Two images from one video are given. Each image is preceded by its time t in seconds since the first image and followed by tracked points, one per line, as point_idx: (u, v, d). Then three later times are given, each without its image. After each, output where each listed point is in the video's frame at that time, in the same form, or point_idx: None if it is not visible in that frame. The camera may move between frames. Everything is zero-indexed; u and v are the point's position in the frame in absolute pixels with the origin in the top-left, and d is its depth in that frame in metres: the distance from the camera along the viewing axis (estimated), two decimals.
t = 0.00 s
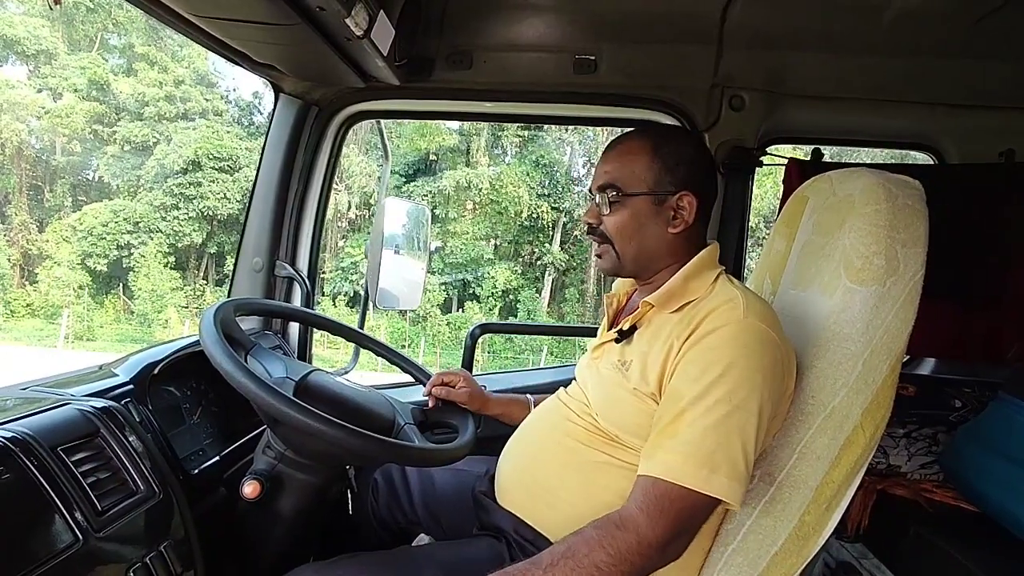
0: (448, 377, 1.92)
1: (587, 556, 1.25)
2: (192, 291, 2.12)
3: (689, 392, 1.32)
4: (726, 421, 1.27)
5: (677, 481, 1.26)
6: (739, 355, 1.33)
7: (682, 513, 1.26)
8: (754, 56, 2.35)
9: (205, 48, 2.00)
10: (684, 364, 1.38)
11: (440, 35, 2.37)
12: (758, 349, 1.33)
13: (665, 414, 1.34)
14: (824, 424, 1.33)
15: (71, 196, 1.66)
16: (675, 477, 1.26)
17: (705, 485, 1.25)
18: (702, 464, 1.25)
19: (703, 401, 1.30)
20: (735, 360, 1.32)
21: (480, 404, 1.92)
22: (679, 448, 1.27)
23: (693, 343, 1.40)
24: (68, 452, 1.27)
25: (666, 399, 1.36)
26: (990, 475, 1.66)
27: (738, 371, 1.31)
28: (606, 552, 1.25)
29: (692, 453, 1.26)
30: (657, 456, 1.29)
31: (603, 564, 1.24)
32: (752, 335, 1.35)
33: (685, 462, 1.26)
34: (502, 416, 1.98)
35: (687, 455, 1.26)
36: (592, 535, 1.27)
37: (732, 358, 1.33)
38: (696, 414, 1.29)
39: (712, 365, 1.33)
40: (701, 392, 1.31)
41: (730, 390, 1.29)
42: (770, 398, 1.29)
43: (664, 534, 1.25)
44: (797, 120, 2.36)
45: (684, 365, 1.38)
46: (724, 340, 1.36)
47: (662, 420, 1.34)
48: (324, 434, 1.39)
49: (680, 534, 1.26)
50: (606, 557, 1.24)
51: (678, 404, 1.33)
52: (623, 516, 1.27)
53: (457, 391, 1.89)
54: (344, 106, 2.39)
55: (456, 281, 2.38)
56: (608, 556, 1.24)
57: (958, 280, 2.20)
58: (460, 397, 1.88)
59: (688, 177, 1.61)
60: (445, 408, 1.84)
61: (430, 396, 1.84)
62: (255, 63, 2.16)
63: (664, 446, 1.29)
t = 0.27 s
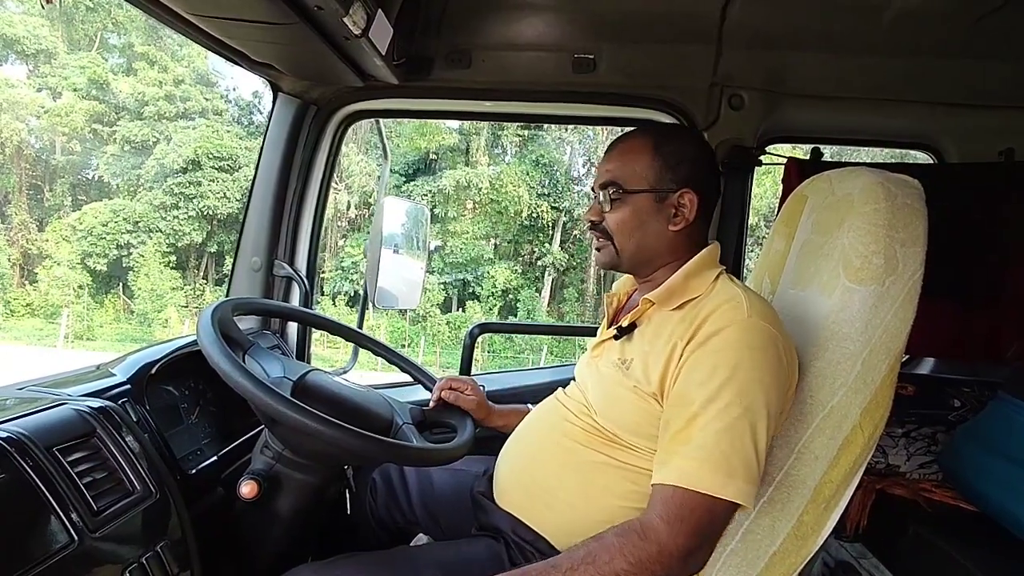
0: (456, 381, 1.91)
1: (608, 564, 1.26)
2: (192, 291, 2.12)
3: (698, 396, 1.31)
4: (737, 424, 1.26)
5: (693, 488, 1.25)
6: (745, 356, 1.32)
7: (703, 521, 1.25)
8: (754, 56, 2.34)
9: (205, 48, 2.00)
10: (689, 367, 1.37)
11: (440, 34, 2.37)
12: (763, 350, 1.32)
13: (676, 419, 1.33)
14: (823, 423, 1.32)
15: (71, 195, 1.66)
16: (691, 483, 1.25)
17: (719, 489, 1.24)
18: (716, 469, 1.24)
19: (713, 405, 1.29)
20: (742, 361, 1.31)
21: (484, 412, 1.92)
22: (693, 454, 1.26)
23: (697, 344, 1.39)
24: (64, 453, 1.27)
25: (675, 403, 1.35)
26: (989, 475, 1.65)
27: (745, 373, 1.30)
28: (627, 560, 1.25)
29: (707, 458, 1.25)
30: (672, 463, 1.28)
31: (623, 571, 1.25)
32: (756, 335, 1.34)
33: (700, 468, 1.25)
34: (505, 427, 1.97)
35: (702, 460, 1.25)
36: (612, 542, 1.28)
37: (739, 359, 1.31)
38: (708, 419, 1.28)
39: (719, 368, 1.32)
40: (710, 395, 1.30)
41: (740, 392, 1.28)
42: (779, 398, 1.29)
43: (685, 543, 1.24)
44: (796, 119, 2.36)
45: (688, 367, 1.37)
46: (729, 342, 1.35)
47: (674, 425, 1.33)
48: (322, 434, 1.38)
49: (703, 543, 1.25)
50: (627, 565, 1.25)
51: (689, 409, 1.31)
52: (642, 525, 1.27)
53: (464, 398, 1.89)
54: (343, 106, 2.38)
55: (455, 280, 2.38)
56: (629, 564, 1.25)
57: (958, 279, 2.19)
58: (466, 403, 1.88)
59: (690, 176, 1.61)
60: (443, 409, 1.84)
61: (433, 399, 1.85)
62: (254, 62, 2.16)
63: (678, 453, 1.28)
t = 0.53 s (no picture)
0: (455, 381, 1.91)
1: (666, 555, 1.22)
2: (191, 290, 2.12)
3: (722, 407, 1.29)
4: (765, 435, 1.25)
5: (734, 500, 1.23)
6: (761, 361, 1.30)
7: (752, 532, 1.23)
8: (753, 55, 2.34)
9: (204, 47, 1.99)
10: (704, 376, 1.34)
11: (439, 34, 2.37)
12: (775, 355, 1.30)
13: (699, 430, 1.31)
14: (823, 422, 1.32)
15: (70, 195, 1.66)
16: (736, 497, 1.23)
17: (754, 498, 1.23)
18: (750, 480, 1.23)
19: (738, 417, 1.27)
20: (758, 366, 1.30)
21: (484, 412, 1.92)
22: (729, 466, 1.25)
23: (706, 350, 1.37)
24: (63, 452, 1.27)
25: (696, 414, 1.32)
26: (990, 475, 1.65)
27: (764, 380, 1.28)
28: (687, 556, 1.22)
29: (742, 473, 1.23)
30: (710, 480, 1.26)
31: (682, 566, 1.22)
32: (766, 339, 1.32)
33: (736, 481, 1.23)
34: (504, 427, 1.97)
35: (740, 474, 1.23)
36: (673, 533, 1.24)
37: (756, 366, 1.30)
38: (736, 431, 1.26)
39: (738, 376, 1.30)
40: (735, 405, 1.28)
41: (763, 400, 1.27)
42: (797, 401, 1.29)
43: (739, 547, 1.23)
44: (796, 118, 2.36)
45: (703, 376, 1.34)
46: (743, 349, 1.32)
47: (701, 440, 1.30)
48: (322, 433, 1.39)
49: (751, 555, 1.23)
50: (687, 560, 1.22)
51: (715, 421, 1.29)
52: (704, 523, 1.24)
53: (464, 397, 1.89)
54: (342, 105, 2.38)
55: (455, 280, 2.38)
56: (686, 558, 1.22)
57: (957, 278, 2.20)
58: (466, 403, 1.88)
59: (700, 175, 1.61)
60: (442, 408, 1.84)
61: (433, 398, 1.85)
62: (253, 61, 2.16)
63: (713, 468, 1.26)
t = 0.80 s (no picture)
0: (455, 380, 1.92)
1: (705, 535, 1.21)
2: (191, 289, 2.12)
3: (733, 408, 1.27)
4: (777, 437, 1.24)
5: (750, 502, 1.22)
6: (767, 360, 1.29)
7: (775, 529, 1.23)
8: (752, 54, 2.34)
9: (202, 46, 1.99)
10: (714, 376, 1.32)
11: (437, 33, 2.37)
12: (779, 355, 1.30)
13: (711, 431, 1.29)
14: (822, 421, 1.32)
15: (69, 195, 1.66)
16: (756, 498, 1.22)
17: (770, 497, 1.22)
18: (765, 479, 1.22)
19: (751, 418, 1.25)
20: (764, 365, 1.29)
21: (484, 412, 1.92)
22: (747, 466, 1.23)
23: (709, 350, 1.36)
24: (61, 453, 1.27)
25: (706, 415, 1.31)
26: (989, 474, 1.65)
27: (774, 381, 1.27)
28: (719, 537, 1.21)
29: (757, 473, 1.22)
30: (726, 482, 1.25)
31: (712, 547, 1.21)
32: (768, 338, 1.32)
33: (753, 483, 1.22)
34: (503, 427, 1.96)
35: (759, 476, 1.22)
36: (711, 513, 1.23)
37: (762, 365, 1.29)
38: (748, 433, 1.25)
39: (746, 375, 1.28)
40: (745, 406, 1.26)
41: (773, 400, 1.26)
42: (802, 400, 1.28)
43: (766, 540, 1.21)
44: (795, 117, 2.35)
45: (711, 376, 1.33)
46: (748, 348, 1.31)
47: (715, 442, 1.28)
48: (321, 433, 1.39)
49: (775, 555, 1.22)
50: (719, 541, 1.20)
51: (728, 423, 1.27)
52: (740, 512, 1.22)
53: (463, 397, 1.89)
54: (341, 104, 2.38)
55: (455, 279, 2.38)
56: (721, 543, 1.20)
57: (956, 277, 2.19)
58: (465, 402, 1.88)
59: (707, 176, 1.62)
60: (441, 407, 1.85)
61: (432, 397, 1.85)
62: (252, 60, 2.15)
63: (731, 471, 1.25)
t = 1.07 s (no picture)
0: (454, 377, 1.91)
1: (707, 523, 1.20)
2: (190, 289, 2.12)
3: (733, 404, 1.27)
4: (778, 433, 1.24)
5: (752, 495, 1.22)
6: (767, 357, 1.29)
7: (777, 523, 1.22)
8: (752, 52, 2.34)
9: (202, 46, 1.99)
10: (712, 374, 1.32)
11: (437, 32, 2.36)
12: (777, 352, 1.30)
13: (711, 428, 1.29)
14: (820, 420, 1.32)
15: (68, 194, 1.66)
16: (756, 491, 1.21)
17: (773, 492, 1.22)
18: (767, 474, 1.22)
19: (751, 414, 1.25)
20: (762, 362, 1.29)
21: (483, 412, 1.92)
22: (748, 461, 1.23)
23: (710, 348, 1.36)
24: (59, 453, 1.27)
25: (706, 412, 1.31)
26: (989, 474, 1.65)
27: (773, 377, 1.27)
28: (725, 529, 1.20)
29: (760, 467, 1.22)
30: (725, 475, 1.25)
31: (716, 536, 1.20)
32: (767, 335, 1.32)
33: (757, 477, 1.22)
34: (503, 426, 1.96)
35: (761, 471, 1.22)
36: (716, 502, 1.22)
37: (761, 362, 1.29)
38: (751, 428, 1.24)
39: (746, 373, 1.28)
40: (745, 401, 1.26)
41: (773, 397, 1.26)
42: (801, 396, 1.28)
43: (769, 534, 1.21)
44: (794, 116, 2.35)
45: (710, 375, 1.33)
46: (746, 346, 1.31)
47: (715, 438, 1.28)
48: (319, 432, 1.38)
49: (776, 550, 1.22)
50: (722, 532, 1.20)
51: (727, 420, 1.27)
52: (742, 503, 1.22)
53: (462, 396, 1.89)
54: (340, 103, 2.38)
55: (455, 278, 2.39)
56: (722, 532, 1.20)
57: (956, 276, 2.19)
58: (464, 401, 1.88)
59: (710, 176, 1.62)
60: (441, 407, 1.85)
61: (432, 396, 1.85)
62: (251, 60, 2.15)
63: (731, 464, 1.25)
